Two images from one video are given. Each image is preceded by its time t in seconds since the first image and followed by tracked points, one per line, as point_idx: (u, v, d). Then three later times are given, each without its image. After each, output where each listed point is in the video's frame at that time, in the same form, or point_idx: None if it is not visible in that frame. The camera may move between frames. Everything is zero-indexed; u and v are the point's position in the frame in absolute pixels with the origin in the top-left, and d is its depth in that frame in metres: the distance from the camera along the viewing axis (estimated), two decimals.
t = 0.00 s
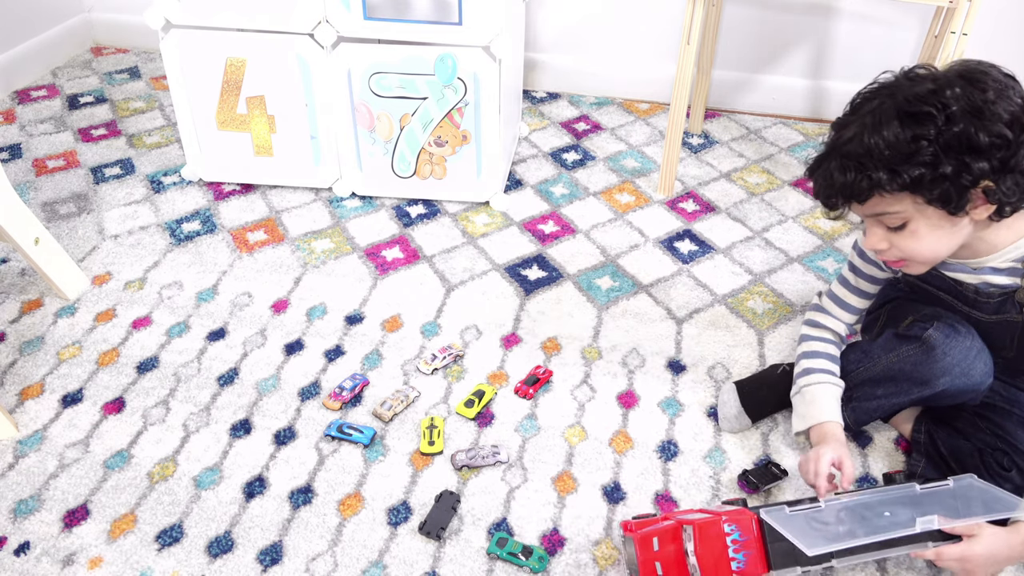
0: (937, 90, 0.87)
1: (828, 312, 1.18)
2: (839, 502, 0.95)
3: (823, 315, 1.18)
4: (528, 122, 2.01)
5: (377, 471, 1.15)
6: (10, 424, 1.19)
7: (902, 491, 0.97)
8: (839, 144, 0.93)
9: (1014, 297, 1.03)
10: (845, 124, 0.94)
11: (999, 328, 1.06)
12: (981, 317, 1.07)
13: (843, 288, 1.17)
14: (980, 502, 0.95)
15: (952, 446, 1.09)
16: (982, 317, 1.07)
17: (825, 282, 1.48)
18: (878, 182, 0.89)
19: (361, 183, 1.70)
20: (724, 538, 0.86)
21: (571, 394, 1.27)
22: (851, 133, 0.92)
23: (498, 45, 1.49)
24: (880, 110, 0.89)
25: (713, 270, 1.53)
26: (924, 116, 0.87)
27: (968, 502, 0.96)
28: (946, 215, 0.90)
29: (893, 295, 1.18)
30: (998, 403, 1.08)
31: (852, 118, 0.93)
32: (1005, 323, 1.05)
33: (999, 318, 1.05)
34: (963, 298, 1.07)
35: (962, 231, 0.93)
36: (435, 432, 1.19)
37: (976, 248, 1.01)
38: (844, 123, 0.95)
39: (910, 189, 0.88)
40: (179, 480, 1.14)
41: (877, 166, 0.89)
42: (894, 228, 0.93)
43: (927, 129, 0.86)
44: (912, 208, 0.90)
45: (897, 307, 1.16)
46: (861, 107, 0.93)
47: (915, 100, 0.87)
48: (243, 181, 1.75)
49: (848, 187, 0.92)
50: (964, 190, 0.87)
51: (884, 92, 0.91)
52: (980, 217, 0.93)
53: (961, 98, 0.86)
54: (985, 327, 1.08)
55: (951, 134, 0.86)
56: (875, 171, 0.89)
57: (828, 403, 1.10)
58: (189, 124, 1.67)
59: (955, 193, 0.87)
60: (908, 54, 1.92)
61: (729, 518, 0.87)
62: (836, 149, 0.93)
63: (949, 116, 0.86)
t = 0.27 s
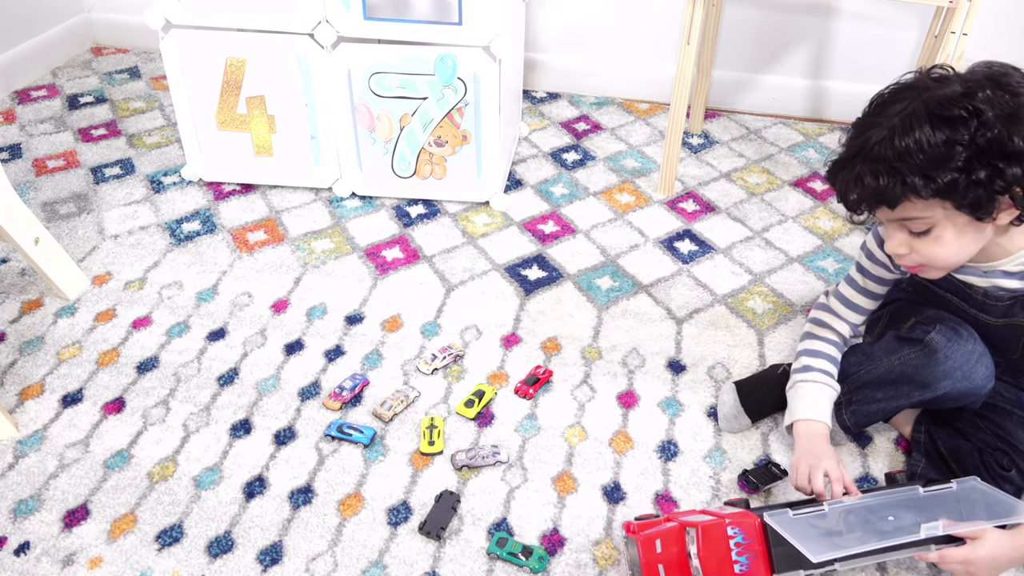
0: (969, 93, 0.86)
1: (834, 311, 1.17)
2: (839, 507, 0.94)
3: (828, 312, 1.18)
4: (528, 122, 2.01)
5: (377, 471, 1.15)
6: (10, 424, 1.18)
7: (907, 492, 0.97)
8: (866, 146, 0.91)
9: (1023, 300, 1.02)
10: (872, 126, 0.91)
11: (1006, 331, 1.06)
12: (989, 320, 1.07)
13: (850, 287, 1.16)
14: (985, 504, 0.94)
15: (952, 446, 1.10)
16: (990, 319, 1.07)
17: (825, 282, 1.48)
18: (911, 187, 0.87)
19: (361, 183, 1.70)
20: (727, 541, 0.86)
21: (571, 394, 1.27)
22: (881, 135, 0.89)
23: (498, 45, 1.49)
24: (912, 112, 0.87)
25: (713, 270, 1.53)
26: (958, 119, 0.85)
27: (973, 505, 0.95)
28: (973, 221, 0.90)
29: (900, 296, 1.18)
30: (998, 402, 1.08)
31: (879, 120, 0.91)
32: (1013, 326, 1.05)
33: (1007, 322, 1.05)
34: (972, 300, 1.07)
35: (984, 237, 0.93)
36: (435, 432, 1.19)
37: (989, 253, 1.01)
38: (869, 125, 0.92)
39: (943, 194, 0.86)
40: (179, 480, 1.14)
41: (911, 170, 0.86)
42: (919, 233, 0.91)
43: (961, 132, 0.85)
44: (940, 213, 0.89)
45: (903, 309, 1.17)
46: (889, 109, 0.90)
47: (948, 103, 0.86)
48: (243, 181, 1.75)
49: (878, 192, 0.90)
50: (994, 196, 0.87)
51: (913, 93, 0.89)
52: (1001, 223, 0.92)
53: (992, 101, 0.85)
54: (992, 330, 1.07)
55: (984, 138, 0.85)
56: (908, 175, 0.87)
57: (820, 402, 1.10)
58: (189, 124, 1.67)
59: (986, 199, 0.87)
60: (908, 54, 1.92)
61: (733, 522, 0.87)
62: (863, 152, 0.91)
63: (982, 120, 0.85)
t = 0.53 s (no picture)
0: (984, 98, 0.85)
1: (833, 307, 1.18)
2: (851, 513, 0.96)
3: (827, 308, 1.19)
4: (528, 122, 2.01)
5: (377, 471, 1.15)
6: (11, 424, 1.19)
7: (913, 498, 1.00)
8: (881, 153, 0.89)
9: None
10: (885, 132, 0.90)
11: (1009, 332, 1.07)
12: (992, 320, 1.07)
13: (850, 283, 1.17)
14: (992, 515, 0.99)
15: (952, 446, 1.09)
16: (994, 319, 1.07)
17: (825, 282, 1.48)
18: (929, 196, 0.86)
19: (361, 183, 1.70)
20: (736, 548, 0.86)
21: (571, 394, 1.27)
22: (897, 142, 0.88)
23: (498, 45, 1.49)
24: (927, 119, 0.86)
25: (713, 270, 1.53)
26: (974, 125, 0.84)
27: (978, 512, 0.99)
28: (986, 226, 0.90)
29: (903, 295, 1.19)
30: (998, 402, 1.09)
31: (892, 126, 0.89)
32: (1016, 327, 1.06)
33: (1010, 322, 1.06)
34: (976, 300, 1.08)
35: (994, 240, 0.93)
36: (435, 432, 1.19)
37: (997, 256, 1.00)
38: (881, 130, 0.91)
39: (960, 202, 0.86)
40: (179, 479, 1.14)
41: (929, 179, 0.85)
42: (932, 239, 0.91)
43: (978, 140, 0.84)
44: (954, 220, 0.89)
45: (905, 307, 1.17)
46: (902, 114, 0.88)
47: (964, 110, 0.84)
48: (243, 181, 1.75)
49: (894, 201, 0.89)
50: (1010, 202, 0.87)
51: (926, 98, 0.87)
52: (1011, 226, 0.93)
53: (1007, 106, 0.84)
54: (995, 329, 1.08)
55: (1000, 145, 0.84)
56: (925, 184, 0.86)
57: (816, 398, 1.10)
58: (189, 124, 1.67)
59: (1001, 206, 0.86)
60: (908, 54, 1.92)
61: (742, 529, 0.87)
62: (878, 160, 0.89)
63: (998, 125, 0.84)
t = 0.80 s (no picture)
0: (985, 118, 0.82)
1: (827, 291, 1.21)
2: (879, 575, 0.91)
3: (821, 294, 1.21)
4: (528, 122, 2.01)
5: (377, 471, 1.15)
6: (10, 424, 1.19)
7: (941, 547, 0.96)
8: (882, 177, 0.86)
9: None
10: (885, 155, 0.87)
11: (1006, 330, 1.06)
12: (989, 317, 1.07)
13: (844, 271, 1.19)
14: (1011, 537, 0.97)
15: (952, 446, 1.09)
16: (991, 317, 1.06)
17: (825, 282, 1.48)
18: (934, 221, 0.85)
19: (361, 183, 1.70)
20: None
21: (571, 394, 1.27)
22: (898, 167, 0.85)
23: (498, 45, 1.49)
24: (928, 141, 0.83)
25: (713, 270, 1.53)
26: (976, 149, 0.82)
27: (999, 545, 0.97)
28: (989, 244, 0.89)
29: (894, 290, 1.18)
30: (998, 402, 1.08)
31: (892, 148, 0.86)
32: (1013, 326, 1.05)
33: (1007, 319, 1.05)
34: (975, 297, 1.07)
35: (996, 251, 0.93)
36: (435, 432, 1.19)
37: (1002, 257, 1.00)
38: (880, 152, 0.88)
39: (965, 225, 0.85)
40: (179, 479, 1.14)
41: (934, 206, 0.84)
42: (936, 258, 0.90)
43: (982, 163, 0.82)
44: (958, 239, 0.88)
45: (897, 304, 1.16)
46: (901, 135, 0.85)
47: (965, 132, 0.82)
48: (243, 181, 1.75)
49: (899, 227, 0.87)
50: (1012, 221, 0.86)
51: (925, 118, 0.84)
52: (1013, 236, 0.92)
53: (1008, 125, 0.82)
54: (993, 327, 1.07)
55: (1003, 166, 0.82)
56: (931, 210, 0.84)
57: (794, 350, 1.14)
58: (189, 124, 1.67)
59: (1004, 225, 0.85)
60: (908, 54, 1.92)
61: None
62: (879, 184, 0.87)
63: (1000, 146, 0.82)
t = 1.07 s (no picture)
0: (991, 136, 0.81)
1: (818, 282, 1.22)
2: None
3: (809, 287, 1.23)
4: (528, 122, 2.01)
5: (377, 471, 1.15)
6: (10, 424, 1.19)
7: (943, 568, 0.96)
8: (896, 205, 0.85)
9: (1012, 289, 1.04)
10: (895, 180, 0.85)
11: (994, 318, 1.08)
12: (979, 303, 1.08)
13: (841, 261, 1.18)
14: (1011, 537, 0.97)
15: (950, 446, 1.09)
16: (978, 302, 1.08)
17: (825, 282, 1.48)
18: (953, 241, 0.85)
19: (361, 183, 1.70)
20: None
21: (571, 394, 1.27)
22: (913, 194, 0.84)
23: (498, 45, 1.49)
24: (939, 165, 0.82)
25: (713, 270, 1.53)
26: (988, 168, 0.81)
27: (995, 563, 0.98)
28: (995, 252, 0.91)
29: (888, 280, 1.16)
30: (994, 402, 1.08)
31: (900, 174, 0.85)
32: (999, 313, 1.07)
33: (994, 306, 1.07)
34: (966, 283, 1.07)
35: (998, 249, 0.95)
36: (435, 432, 1.19)
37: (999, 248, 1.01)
38: (887, 176, 0.86)
39: (983, 241, 0.86)
40: (179, 480, 1.14)
41: (956, 229, 0.84)
42: (948, 268, 0.92)
43: (996, 182, 0.82)
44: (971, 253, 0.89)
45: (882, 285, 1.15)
46: (909, 160, 0.84)
47: (975, 153, 0.81)
48: (243, 181, 1.75)
49: (918, 253, 0.86)
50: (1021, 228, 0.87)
51: (930, 140, 0.83)
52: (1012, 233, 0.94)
53: (1011, 138, 0.82)
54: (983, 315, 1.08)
55: (1015, 181, 0.83)
56: (952, 232, 0.84)
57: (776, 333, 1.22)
58: (189, 125, 1.67)
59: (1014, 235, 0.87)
60: (909, 54, 1.92)
61: None
62: (893, 213, 0.86)
63: (1011, 162, 0.82)
